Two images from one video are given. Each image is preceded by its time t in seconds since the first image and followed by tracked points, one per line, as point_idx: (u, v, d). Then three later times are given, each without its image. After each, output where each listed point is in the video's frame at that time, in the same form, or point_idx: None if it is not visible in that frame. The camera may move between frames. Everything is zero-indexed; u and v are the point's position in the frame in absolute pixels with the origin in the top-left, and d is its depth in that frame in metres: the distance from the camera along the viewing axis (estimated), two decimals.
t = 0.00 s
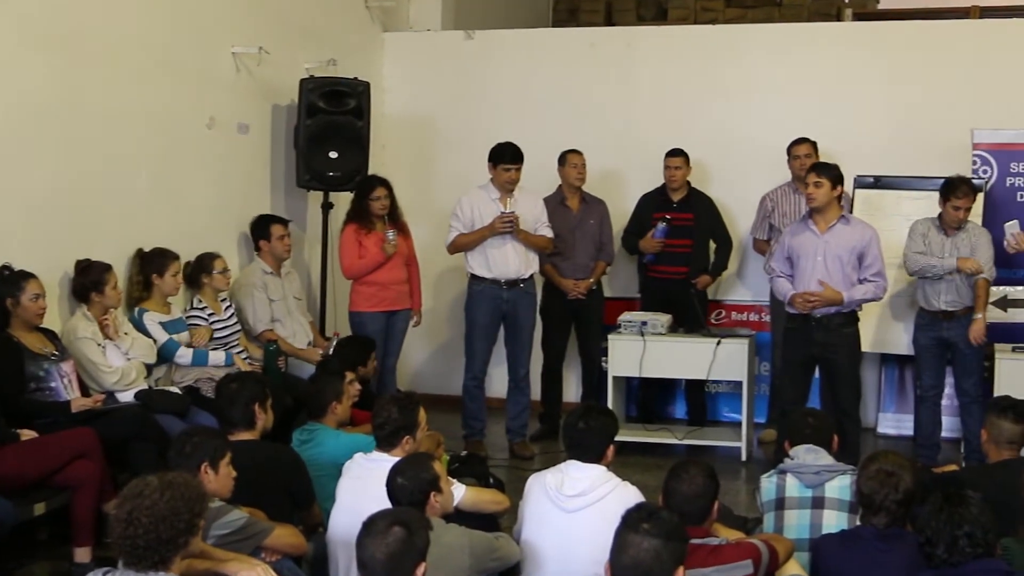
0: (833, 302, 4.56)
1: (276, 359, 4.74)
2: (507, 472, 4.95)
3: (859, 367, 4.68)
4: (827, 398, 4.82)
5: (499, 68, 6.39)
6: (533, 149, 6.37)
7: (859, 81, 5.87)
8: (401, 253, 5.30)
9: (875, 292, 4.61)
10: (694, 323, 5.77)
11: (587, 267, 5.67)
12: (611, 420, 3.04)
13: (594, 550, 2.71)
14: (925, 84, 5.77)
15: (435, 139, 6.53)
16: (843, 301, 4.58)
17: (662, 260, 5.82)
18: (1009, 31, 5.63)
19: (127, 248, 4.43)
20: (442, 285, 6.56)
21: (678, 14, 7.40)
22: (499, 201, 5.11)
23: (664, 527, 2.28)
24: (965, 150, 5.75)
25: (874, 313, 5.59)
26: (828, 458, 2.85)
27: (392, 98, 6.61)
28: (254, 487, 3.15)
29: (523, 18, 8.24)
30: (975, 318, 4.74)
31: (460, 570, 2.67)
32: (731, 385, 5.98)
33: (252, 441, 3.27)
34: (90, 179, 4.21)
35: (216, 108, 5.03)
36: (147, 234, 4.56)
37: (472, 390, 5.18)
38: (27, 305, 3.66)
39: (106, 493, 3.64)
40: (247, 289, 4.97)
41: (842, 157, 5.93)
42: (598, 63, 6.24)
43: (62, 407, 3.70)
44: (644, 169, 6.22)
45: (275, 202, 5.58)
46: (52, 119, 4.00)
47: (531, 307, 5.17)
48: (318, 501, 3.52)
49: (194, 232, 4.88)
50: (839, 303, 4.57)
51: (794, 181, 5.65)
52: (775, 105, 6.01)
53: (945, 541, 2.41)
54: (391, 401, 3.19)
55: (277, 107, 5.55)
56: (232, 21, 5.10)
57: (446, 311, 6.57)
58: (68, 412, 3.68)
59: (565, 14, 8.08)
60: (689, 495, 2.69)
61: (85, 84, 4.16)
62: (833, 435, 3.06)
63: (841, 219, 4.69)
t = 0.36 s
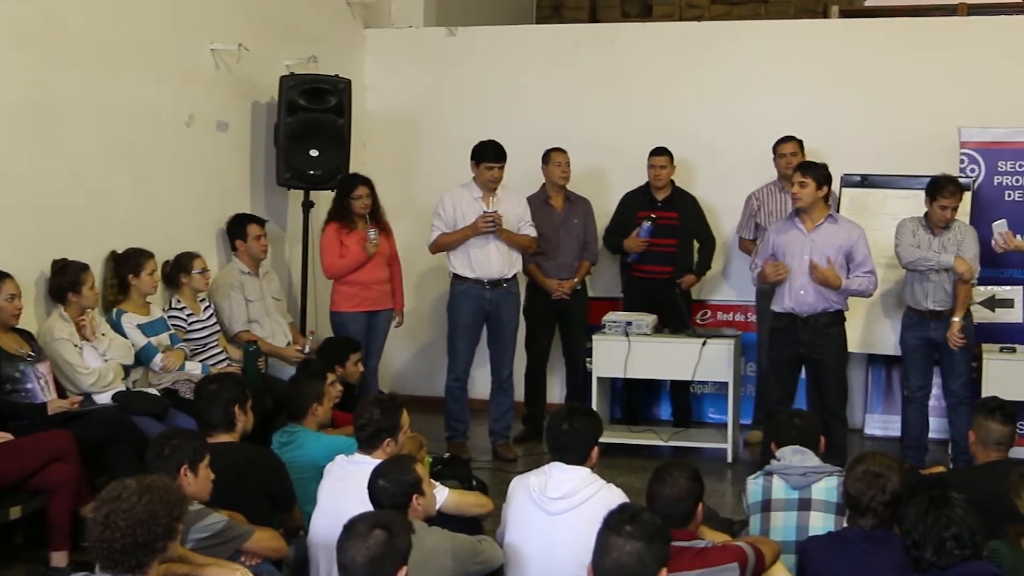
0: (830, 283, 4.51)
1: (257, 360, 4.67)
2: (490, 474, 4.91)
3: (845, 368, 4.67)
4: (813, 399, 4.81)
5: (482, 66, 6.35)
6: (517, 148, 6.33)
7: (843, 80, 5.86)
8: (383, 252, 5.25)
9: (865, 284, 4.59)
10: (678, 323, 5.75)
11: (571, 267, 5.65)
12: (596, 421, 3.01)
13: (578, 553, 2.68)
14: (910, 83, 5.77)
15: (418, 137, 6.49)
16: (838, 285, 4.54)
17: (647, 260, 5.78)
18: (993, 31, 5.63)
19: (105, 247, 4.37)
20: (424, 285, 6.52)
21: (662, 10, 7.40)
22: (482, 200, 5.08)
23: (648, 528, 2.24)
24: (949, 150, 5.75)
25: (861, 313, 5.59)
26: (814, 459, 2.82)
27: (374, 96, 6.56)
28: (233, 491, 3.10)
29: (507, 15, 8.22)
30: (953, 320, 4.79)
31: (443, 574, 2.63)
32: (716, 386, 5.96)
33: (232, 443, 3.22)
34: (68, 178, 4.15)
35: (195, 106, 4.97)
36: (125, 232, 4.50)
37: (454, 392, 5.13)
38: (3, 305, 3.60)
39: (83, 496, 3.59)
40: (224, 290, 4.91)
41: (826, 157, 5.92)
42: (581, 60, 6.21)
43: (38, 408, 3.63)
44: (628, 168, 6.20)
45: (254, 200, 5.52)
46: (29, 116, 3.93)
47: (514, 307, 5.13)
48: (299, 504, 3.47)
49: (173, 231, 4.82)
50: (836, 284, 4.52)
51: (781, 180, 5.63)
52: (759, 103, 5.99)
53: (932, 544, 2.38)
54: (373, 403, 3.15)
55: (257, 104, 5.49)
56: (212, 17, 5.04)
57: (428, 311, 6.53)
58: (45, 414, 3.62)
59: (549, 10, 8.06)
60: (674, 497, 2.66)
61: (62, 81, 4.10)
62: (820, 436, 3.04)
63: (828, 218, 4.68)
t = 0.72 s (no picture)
0: (803, 298, 4.54)
1: (234, 360, 4.60)
2: (470, 476, 4.88)
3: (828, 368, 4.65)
4: (796, 398, 4.79)
5: (461, 62, 6.30)
6: (497, 146, 6.30)
7: (825, 78, 5.86)
8: (362, 252, 5.19)
9: (844, 290, 4.60)
10: (661, 323, 5.72)
11: (553, 266, 5.61)
12: (577, 421, 2.97)
13: (558, 556, 2.64)
14: (892, 82, 5.77)
15: (397, 134, 6.44)
16: (811, 297, 4.55)
17: (628, 258, 5.76)
18: (975, 31, 5.64)
19: (78, 246, 4.30)
20: (404, 285, 6.47)
21: (645, 6, 7.39)
22: (461, 198, 5.04)
23: (624, 530, 2.20)
24: (930, 150, 5.76)
25: (844, 313, 5.58)
26: (798, 460, 2.80)
27: (352, 92, 6.51)
28: (209, 493, 3.04)
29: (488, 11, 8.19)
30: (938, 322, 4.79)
31: None
32: (699, 386, 5.94)
33: (209, 445, 3.16)
34: (40, 176, 4.08)
35: (171, 103, 4.90)
36: (99, 231, 4.43)
37: (434, 392, 5.09)
38: None
39: (58, 500, 3.52)
40: (197, 289, 4.85)
41: (807, 157, 5.92)
42: (561, 57, 6.18)
43: (11, 410, 3.56)
44: (609, 166, 6.17)
45: (231, 198, 5.45)
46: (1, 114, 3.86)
47: (495, 306, 5.09)
48: (276, 506, 3.42)
49: (148, 229, 4.75)
50: (808, 299, 4.55)
51: (763, 178, 5.62)
52: (741, 101, 5.98)
53: (915, 545, 2.31)
54: (352, 404, 3.10)
55: (233, 101, 5.42)
56: (187, 12, 4.98)
57: (408, 310, 6.48)
58: (18, 416, 3.56)
59: (531, 6, 8.04)
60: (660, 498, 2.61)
61: (35, 79, 4.03)
62: (804, 436, 3.02)
63: (812, 216, 4.66)
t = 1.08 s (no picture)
0: (783, 297, 4.53)
1: (210, 360, 4.54)
2: (449, 477, 4.83)
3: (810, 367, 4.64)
4: (778, 398, 4.78)
5: (440, 59, 6.26)
6: (476, 143, 6.26)
7: (806, 75, 5.85)
8: (338, 250, 5.14)
9: (827, 288, 4.59)
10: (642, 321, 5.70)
11: (533, 264, 5.58)
12: (556, 421, 2.94)
13: (539, 558, 2.60)
14: (872, 80, 5.78)
15: (375, 131, 6.39)
16: (791, 297, 4.54)
17: (609, 256, 5.73)
18: (955, 29, 5.65)
19: (49, 245, 4.23)
20: (382, 283, 6.42)
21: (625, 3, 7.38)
22: (440, 195, 4.99)
23: (610, 530, 2.17)
24: (909, 148, 5.76)
25: (826, 312, 5.58)
26: (781, 460, 2.78)
27: (329, 89, 6.45)
28: (183, 495, 2.98)
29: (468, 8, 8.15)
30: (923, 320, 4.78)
31: None
32: (680, 386, 5.92)
33: (184, 446, 3.11)
34: (10, 172, 4.01)
35: (145, 99, 4.84)
36: (71, 229, 4.36)
37: (412, 392, 5.04)
38: None
39: (30, 502, 3.44)
40: (171, 288, 4.78)
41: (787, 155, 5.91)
42: (541, 53, 6.14)
43: None
44: (589, 164, 6.14)
45: (206, 196, 5.39)
46: None
47: (474, 305, 5.05)
48: (253, 508, 3.36)
49: (121, 227, 4.68)
50: (788, 298, 4.54)
51: (744, 175, 5.61)
52: (721, 99, 5.97)
53: (898, 545, 2.30)
54: (329, 404, 3.05)
55: (209, 97, 5.36)
56: (161, 7, 4.91)
57: (386, 310, 6.43)
58: None
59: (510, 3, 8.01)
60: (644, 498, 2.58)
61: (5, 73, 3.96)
62: (787, 436, 3.00)
63: (794, 213, 4.65)
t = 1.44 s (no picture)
0: (765, 284, 4.44)
1: (181, 359, 4.47)
2: (424, 478, 4.79)
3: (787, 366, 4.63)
4: (755, 397, 4.77)
5: (415, 55, 6.21)
6: (452, 139, 6.22)
7: (783, 73, 5.85)
8: (311, 248, 5.08)
9: (807, 284, 4.56)
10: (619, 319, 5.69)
11: (509, 261, 5.55)
12: (532, 422, 2.90)
13: (514, 559, 2.56)
14: (850, 79, 5.78)
15: (349, 128, 6.33)
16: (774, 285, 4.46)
17: (585, 254, 5.71)
18: (932, 29, 5.67)
19: (16, 243, 4.14)
20: (356, 282, 6.36)
21: None
22: (414, 192, 4.95)
23: (586, 530, 2.14)
24: (884, 147, 5.77)
25: (804, 311, 5.57)
26: (759, 461, 2.76)
27: (302, 85, 6.39)
28: (153, 498, 2.93)
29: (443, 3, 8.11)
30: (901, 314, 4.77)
31: None
32: (657, 386, 5.91)
33: (154, 447, 3.05)
34: None
35: (115, 95, 4.76)
36: (39, 227, 4.28)
37: (387, 393, 4.99)
38: None
39: None
40: (142, 287, 4.70)
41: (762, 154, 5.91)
42: (517, 49, 6.11)
43: None
44: (565, 162, 6.11)
45: (177, 194, 5.31)
46: None
47: (449, 303, 5.01)
48: (224, 510, 3.31)
49: (90, 225, 4.60)
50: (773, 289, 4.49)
51: (720, 172, 5.60)
52: (698, 97, 5.96)
53: (877, 546, 2.29)
54: (302, 405, 3.00)
55: (180, 94, 5.28)
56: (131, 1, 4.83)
57: (360, 309, 6.37)
58: None
59: None
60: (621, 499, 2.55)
61: None
62: (765, 436, 2.98)
63: (772, 211, 4.64)
